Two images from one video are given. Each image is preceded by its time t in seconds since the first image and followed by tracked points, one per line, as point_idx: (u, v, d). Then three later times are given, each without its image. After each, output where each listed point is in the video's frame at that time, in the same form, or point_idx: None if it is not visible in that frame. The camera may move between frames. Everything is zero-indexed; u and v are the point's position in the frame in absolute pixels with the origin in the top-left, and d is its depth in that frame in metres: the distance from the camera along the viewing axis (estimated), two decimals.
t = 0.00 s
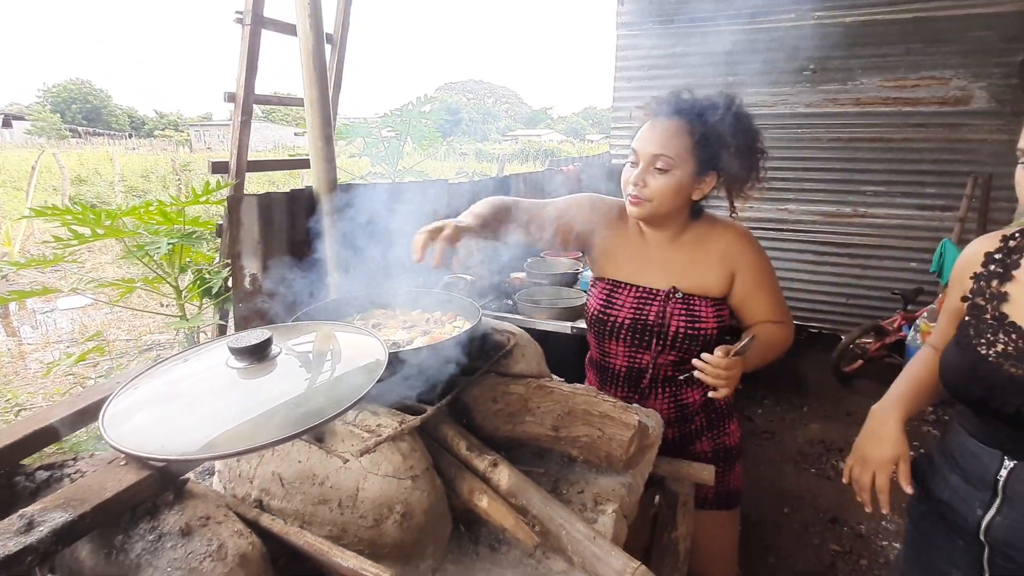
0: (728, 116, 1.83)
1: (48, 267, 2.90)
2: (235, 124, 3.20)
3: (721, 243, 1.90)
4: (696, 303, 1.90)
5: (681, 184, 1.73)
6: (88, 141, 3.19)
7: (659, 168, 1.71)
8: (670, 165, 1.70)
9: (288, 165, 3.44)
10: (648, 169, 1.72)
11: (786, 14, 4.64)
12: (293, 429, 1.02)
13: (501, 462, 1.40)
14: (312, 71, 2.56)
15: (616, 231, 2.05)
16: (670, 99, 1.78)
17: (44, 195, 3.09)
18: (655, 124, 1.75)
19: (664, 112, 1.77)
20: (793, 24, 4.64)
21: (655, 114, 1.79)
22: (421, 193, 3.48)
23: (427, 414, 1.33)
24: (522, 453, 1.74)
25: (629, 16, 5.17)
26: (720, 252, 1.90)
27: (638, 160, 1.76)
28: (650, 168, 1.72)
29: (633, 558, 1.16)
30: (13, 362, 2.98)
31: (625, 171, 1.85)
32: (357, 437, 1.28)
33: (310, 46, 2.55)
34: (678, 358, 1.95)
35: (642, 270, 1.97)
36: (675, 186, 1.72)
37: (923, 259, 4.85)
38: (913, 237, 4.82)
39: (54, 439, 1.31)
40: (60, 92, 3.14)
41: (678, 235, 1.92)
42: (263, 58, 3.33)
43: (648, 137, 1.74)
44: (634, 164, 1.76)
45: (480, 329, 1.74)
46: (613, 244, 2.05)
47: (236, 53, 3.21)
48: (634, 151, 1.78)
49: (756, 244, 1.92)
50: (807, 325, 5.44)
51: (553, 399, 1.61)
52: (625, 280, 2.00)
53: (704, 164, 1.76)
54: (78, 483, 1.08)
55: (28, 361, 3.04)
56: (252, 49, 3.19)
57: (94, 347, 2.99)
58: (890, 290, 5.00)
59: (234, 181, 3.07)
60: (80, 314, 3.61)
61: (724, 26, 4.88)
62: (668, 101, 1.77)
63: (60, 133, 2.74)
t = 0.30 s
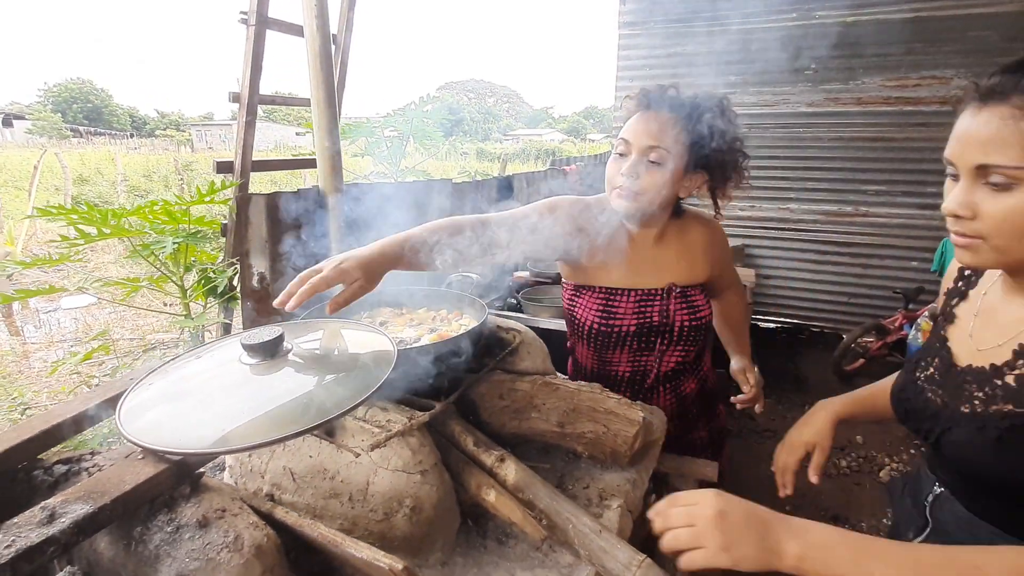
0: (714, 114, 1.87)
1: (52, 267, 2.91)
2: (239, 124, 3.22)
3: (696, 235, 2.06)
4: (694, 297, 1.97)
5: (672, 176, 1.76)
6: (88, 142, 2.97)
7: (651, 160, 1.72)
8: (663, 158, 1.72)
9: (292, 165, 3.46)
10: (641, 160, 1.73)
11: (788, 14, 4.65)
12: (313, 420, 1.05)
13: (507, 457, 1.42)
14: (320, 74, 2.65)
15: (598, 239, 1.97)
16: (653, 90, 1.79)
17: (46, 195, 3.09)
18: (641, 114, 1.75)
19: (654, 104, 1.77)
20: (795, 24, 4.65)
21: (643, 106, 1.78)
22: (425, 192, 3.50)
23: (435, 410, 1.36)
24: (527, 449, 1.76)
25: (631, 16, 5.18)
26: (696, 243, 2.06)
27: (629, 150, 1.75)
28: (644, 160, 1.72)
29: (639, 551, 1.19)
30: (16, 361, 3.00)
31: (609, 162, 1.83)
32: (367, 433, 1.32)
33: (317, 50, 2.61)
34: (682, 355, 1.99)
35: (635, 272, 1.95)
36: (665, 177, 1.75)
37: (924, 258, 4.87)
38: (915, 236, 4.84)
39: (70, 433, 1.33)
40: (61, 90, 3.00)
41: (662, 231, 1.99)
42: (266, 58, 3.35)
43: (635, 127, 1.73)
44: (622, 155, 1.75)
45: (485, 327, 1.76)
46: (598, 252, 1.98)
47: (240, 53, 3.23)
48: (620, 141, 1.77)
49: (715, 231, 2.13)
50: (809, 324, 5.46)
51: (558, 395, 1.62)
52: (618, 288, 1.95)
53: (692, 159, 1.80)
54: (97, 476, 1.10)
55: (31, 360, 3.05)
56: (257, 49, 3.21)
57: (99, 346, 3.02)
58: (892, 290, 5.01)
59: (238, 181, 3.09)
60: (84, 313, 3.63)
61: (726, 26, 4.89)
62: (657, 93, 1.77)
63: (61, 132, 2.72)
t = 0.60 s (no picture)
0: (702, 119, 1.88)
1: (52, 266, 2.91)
2: (239, 123, 3.22)
3: (681, 239, 2.08)
4: (683, 300, 1.98)
5: (664, 178, 1.76)
6: (86, 141, 2.96)
7: (643, 160, 1.72)
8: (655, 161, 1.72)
9: (292, 164, 3.46)
10: (633, 159, 1.72)
11: (787, 13, 4.66)
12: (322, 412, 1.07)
13: (507, 453, 1.42)
14: (320, 73, 2.65)
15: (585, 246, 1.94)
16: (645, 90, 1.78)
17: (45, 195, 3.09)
18: (634, 114, 1.74)
19: (646, 105, 1.75)
20: (794, 22, 4.66)
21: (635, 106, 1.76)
22: (424, 190, 3.51)
23: (436, 406, 1.36)
24: (528, 446, 1.77)
25: (630, 14, 5.19)
26: (681, 246, 2.08)
27: (620, 151, 1.74)
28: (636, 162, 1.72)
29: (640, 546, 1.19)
30: (16, 360, 3.00)
31: (599, 161, 1.82)
32: (368, 429, 1.32)
33: (317, 47, 2.61)
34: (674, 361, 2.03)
35: (625, 278, 1.95)
36: (657, 178, 1.75)
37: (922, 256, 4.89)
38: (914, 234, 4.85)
39: (72, 430, 1.33)
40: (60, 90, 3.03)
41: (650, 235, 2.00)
42: (266, 57, 3.35)
43: (627, 126, 1.73)
44: (614, 155, 1.74)
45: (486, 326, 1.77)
46: (583, 260, 1.95)
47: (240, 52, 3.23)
48: (612, 140, 1.76)
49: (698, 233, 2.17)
50: (808, 323, 5.47)
51: (558, 392, 1.63)
52: (608, 296, 1.94)
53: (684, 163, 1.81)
54: (100, 471, 1.11)
55: (31, 359, 3.06)
56: (257, 47, 3.21)
57: (99, 345, 3.02)
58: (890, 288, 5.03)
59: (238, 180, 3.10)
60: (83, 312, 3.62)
61: (726, 24, 4.88)
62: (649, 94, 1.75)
63: (60, 131, 2.71)
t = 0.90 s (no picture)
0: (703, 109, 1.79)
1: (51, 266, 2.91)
2: (238, 122, 3.22)
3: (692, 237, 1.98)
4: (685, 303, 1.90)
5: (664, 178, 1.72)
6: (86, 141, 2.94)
7: (640, 162, 1.70)
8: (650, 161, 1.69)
9: (291, 164, 3.46)
10: (629, 162, 1.70)
11: (786, 12, 4.66)
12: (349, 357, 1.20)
13: (507, 453, 1.42)
14: (318, 72, 2.64)
15: (584, 248, 1.94)
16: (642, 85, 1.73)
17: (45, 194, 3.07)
18: (631, 114, 1.69)
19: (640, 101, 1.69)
20: (793, 22, 4.66)
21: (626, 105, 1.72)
22: (424, 189, 3.51)
23: (435, 406, 1.35)
24: (527, 445, 1.76)
25: (630, 14, 5.20)
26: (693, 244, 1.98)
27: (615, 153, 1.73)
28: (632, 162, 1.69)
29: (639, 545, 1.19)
30: (16, 360, 3.00)
31: (597, 163, 1.81)
32: (367, 429, 1.30)
33: (316, 46, 2.61)
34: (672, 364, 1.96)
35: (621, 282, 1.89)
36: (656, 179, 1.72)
37: (921, 256, 4.89)
38: (912, 234, 4.86)
39: (71, 429, 1.33)
40: (59, 90, 3.00)
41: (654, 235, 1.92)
42: (266, 56, 3.34)
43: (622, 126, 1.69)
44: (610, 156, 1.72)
45: (486, 325, 1.76)
46: (584, 256, 1.94)
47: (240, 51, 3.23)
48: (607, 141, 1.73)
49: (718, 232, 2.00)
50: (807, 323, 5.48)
51: (558, 391, 1.63)
52: (605, 293, 1.93)
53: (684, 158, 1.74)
54: (99, 472, 1.11)
55: (30, 359, 3.05)
56: (256, 47, 3.21)
57: (98, 345, 3.01)
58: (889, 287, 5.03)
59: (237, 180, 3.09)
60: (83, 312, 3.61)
61: (725, 23, 4.89)
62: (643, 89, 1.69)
63: (60, 132, 2.70)
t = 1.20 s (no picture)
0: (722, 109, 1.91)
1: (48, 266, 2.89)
2: (235, 121, 3.21)
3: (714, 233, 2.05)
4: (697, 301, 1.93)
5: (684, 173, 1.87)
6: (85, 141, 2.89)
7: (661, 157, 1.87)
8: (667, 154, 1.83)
9: (289, 163, 3.45)
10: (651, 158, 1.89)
11: (785, 11, 4.66)
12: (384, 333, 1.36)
13: (505, 453, 1.41)
14: (315, 72, 2.63)
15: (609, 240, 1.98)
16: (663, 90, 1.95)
17: (42, 193, 3.06)
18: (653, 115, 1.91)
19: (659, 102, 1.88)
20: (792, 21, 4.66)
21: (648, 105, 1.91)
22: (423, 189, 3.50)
23: (433, 406, 1.35)
24: (526, 445, 1.75)
25: (628, 13, 5.20)
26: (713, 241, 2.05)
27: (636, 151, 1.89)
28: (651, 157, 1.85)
29: (638, 545, 1.17)
30: (13, 360, 2.98)
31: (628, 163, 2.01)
32: (364, 429, 1.31)
33: (313, 45, 2.59)
34: (678, 361, 1.97)
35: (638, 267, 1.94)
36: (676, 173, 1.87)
37: (920, 255, 4.89)
38: (911, 233, 4.85)
39: (67, 429, 1.32)
40: (58, 89, 2.96)
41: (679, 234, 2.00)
42: (264, 55, 3.34)
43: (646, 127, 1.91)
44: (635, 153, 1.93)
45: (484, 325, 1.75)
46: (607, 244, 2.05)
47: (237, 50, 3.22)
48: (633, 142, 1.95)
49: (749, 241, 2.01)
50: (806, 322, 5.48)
51: (556, 391, 1.63)
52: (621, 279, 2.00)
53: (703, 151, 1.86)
54: (93, 473, 1.10)
55: (27, 359, 3.04)
56: (253, 46, 3.19)
57: (95, 345, 3.00)
58: (888, 286, 5.03)
59: (235, 179, 3.08)
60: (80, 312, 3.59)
61: (723, 22, 4.88)
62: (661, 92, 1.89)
63: (58, 132, 2.69)
